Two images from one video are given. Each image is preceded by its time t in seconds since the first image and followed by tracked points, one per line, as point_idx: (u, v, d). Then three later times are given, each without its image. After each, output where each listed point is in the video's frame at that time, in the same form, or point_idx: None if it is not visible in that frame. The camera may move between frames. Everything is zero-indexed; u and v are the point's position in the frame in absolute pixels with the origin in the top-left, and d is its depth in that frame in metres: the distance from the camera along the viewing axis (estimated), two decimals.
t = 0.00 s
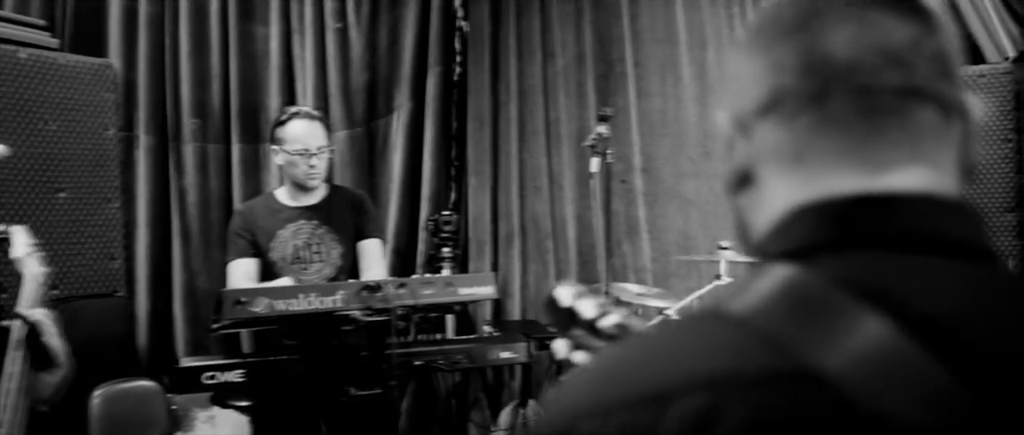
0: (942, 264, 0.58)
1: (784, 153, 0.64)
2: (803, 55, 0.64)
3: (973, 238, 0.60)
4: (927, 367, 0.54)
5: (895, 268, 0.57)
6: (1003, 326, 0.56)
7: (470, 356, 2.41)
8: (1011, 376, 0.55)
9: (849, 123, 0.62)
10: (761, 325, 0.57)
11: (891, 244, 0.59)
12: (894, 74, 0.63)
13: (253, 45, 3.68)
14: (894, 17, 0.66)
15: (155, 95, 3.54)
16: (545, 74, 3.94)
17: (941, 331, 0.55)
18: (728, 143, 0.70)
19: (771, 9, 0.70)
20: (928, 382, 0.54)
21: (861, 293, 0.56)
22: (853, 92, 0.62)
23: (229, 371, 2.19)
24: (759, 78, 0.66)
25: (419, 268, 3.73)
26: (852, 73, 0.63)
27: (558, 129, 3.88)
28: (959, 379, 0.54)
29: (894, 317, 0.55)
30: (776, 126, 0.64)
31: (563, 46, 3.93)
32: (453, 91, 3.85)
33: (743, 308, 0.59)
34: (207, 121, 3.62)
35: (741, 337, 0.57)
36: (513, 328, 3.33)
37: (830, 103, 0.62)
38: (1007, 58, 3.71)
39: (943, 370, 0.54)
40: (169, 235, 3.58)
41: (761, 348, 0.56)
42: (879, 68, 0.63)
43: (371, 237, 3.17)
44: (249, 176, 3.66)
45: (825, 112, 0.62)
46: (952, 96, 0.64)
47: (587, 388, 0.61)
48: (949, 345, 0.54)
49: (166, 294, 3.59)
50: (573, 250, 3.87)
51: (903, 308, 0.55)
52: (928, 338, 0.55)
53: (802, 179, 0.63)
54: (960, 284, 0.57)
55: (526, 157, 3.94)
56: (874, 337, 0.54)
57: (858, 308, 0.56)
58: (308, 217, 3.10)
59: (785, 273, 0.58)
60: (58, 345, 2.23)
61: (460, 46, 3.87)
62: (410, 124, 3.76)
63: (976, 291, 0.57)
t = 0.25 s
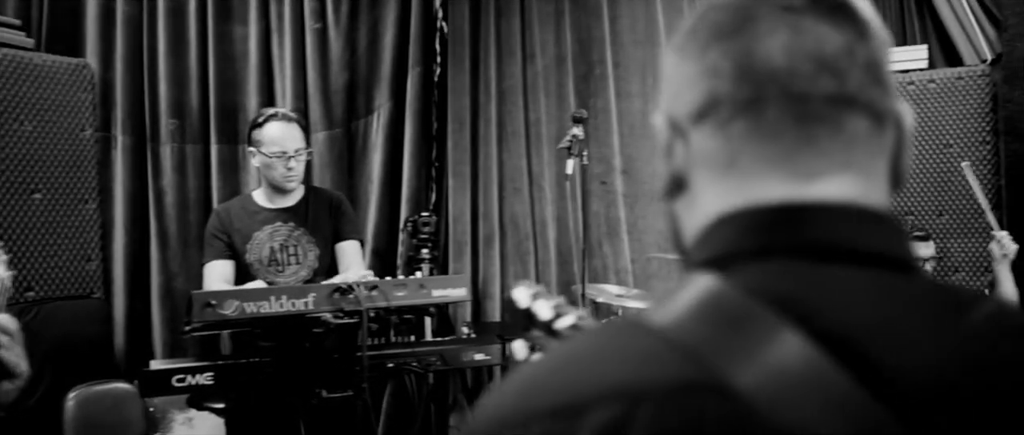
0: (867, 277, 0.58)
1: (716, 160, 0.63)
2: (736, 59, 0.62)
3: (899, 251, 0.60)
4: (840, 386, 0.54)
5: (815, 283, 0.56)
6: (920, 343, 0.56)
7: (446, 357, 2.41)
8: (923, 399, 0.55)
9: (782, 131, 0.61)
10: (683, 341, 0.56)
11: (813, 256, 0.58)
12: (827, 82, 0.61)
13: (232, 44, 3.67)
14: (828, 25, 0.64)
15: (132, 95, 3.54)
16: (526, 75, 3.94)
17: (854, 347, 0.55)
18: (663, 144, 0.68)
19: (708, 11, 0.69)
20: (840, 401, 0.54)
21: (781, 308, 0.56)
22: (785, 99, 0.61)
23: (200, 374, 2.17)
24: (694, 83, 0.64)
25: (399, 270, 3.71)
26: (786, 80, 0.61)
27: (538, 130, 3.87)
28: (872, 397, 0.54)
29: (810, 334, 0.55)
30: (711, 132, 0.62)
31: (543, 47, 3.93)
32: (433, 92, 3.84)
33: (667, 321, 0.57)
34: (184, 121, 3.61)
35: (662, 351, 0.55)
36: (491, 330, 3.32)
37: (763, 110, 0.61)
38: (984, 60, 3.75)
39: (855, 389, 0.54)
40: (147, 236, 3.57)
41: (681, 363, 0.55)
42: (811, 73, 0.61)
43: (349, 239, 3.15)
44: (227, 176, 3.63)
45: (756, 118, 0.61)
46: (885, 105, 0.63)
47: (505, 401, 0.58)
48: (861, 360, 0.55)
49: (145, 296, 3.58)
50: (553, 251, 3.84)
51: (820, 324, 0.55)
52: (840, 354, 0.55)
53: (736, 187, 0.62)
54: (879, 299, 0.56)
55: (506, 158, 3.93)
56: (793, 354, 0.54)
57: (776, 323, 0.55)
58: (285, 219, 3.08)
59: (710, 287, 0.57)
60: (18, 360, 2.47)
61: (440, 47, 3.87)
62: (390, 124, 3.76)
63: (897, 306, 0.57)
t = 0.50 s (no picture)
0: (804, 289, 0.54)
1: (656, 163, 0.60)
2: (683, 61, 0.59)
3: (842, 262, 0.56)
4: (769, 406, 0.52)
5: (749, 296, 0.53)
6: (857, 361, 0.53)
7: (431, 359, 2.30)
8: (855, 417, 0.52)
9: (724, 135, 0.58)
10: (611, 352, 0.54)
11: (750, 265, 0.55)
12: (773, 86, 0.58)
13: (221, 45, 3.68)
14: (779, 29, 0.61)
15: (121, 95, 3.56)
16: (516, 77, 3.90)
17: (786, 367, 0.53)
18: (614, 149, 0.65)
19: (664, 9, 0.66)
20: (769, 423, 0.52)
21: (712, 321, 0.54)
22: (728, 102, 0.58)
23: (180, 377, 2.09)
24: (643, 85, 0.61)
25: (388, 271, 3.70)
26: (731, 84, 0.58)
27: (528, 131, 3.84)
28: (802, 419, 0.52)
29: (742, 350, 0.53)
30: (653, 134, 0.60)
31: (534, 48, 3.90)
32: (423, 93, 3.82)
33: (597, 329, 0.56)
34: (173, 123, 3.60)
35: (591, 360, 0.54)
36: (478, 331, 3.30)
37: (705, 114, 0.58)
38: (974, 62, 3.68)
39: (787, 410, 0.52)
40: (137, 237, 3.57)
41: (608, 374, 0.54)
42: (758, 79, 0.58)
43: (338, 241, 3.14)
44: (215, 178, 3.62)
45: (699, 122, 0.58)
46: (834, 111, 0.60)
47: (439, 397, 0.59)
48: (791, 379, 0.52)
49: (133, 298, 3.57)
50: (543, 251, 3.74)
51: (751, 340, 0.53)
52: (770, 372, 0.53)
53: (675, 192, 0.59)
54: (815, 315, 0.53)
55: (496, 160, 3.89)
56: (722, 369, 0.52)
57: (707, 338, 0.53)
58: (274, 220, 3.08)
59: (643, 295, 0.55)
60: None
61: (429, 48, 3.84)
62: (379, 126, 3.74)
63: (835, 321, 0.53)
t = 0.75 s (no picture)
0: (723, 293, 0.50)
1: (585, 163, 0.55)
2: (611, 58, 0.55)
3: (770, 266, 0.52)
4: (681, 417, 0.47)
5: (666, 301, 0.49)
6: (770, 366, 0.48)
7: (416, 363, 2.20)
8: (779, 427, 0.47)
9: (652, 135, 0.53)
10: (532, 361, 0.49)
11: (676, 268, 0.51)
12: (702, 85, 0.54)
13: (213, 45, 3.67)
14: (708, 24, 0.56)
15: (111, 96, 3.56)
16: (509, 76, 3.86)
17: (699, 370, 0.47)
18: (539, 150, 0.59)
19: (584, 7, 0.60)
20: (674, 430, 0.46)
21: (632, 327, 0.48)
22: (656, 102, 0.53)
23: (161, 377, 2.09)
24: (569, 83, 0.56)
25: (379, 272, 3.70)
26: (657, 82, 0.54)
27: (521, 131, 3.80)
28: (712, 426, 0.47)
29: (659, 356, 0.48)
30: (583, 135, 0.55)
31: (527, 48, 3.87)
32: (415, 94, 3.80)
33: (520, 338, 0.50)
34: (164, 123, 3.61)
35: (509, 370, 0.49)
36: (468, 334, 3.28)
37: (632, 112, 0.53)
38: (968, 61, 3.74)
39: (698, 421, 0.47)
40: (128, 238, 3.57)
41: (526, 385, 0.49)
42: (685, 77, 0.54)
43: (328, 243, 3.09)
44: (207, 178, 3.61)
45: (627, 123, 0.53)
46: (763, 109, 0.55)
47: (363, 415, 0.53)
48: (705, 385, 0.47)
49: (124, 299, 3.57)
50: (535, 253, 3.75)
51: (670, 346, 0.48)
52: (688, 379, 0.47)
53: (605, 194, 0.54)
54: (733, 318, 0.49)
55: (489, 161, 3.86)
56: (645, 384, 0.47)
57: (625, 345, 0.48)
58: (264, 220, 3.07)
59: (570, 301, 0.50)
60: None
61: (421, 48, 3.82)
62: (371, 126, 3.72)
63: (755, 325, 0.49)
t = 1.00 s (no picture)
0: (652, 298, 0.47)
1: (516, 169, 0.52)
2: (540, 59, 0.53)
3: (701, 270, 0.49)
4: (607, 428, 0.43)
5: (591, 306, 0.46)
6: (694, 374, 0.45)
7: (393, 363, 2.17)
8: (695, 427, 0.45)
9: (584, 136, 0.51)
10: (457, 372, 0.45)
11: (603, 274, 0.48)
12: (631, 85, 0.52)
13: (200, 45, 3.66)
14: (637, 22, 0.55)
15: (99, 97, 3.54)
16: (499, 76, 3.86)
17: (620, 377, 0.44)
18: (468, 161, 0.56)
19: (511, 10, 0.58)
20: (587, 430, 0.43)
21: (556, 337, 0.45)
22: (587, 105, 0.51)
23: (141, 380, 2.06)
24: (498, 87, 0.54)
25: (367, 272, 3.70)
26: (587, 82, 0.52)
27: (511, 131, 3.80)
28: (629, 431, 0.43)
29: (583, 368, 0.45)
30: (514, 142, 0.52)
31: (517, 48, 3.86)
32: (404, 93, 3.79)
33: (447, 347, 0.47)
34: (152, 123, 3.60)
35: (434, 380, 0.45)
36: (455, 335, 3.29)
37: (562, 115, 0.51)
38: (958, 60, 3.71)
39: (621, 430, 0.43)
40: (116, 238, 3.56)
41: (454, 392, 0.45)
42: (615, 76, 0.52)
43: (315, 244, 3.08)
44: (196, 178, 3.61)
45: (558, 123, 0.51)
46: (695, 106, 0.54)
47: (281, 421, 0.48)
48: (626, 393, 0.44)
49: (112, 301, 3.56)
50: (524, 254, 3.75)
51: (591, 353, 0.45)
52: (609, 390, 0.44)
53: (536, 200, 0.51)
54: (663, 326, 0.46)
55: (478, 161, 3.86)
56: (576, 401, 0.44)
57: (553, 355, 0.45)
58: (250, 220, 3.07)
59: (498, 309, 0.47)
60: None
61: (411, 48, 3.82)
62: (359, 126, 3.72)
63: (683, 331, 0.46)
